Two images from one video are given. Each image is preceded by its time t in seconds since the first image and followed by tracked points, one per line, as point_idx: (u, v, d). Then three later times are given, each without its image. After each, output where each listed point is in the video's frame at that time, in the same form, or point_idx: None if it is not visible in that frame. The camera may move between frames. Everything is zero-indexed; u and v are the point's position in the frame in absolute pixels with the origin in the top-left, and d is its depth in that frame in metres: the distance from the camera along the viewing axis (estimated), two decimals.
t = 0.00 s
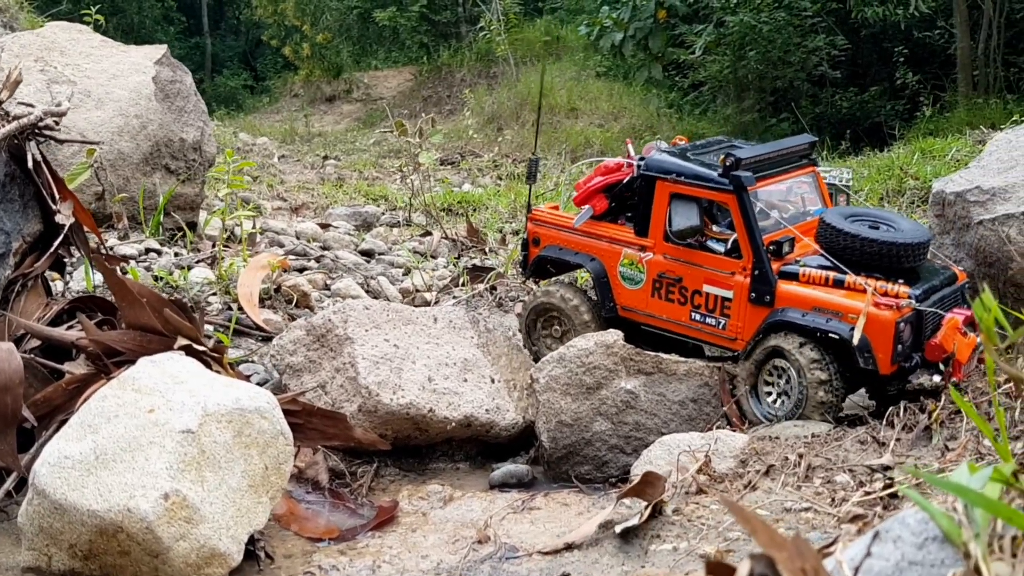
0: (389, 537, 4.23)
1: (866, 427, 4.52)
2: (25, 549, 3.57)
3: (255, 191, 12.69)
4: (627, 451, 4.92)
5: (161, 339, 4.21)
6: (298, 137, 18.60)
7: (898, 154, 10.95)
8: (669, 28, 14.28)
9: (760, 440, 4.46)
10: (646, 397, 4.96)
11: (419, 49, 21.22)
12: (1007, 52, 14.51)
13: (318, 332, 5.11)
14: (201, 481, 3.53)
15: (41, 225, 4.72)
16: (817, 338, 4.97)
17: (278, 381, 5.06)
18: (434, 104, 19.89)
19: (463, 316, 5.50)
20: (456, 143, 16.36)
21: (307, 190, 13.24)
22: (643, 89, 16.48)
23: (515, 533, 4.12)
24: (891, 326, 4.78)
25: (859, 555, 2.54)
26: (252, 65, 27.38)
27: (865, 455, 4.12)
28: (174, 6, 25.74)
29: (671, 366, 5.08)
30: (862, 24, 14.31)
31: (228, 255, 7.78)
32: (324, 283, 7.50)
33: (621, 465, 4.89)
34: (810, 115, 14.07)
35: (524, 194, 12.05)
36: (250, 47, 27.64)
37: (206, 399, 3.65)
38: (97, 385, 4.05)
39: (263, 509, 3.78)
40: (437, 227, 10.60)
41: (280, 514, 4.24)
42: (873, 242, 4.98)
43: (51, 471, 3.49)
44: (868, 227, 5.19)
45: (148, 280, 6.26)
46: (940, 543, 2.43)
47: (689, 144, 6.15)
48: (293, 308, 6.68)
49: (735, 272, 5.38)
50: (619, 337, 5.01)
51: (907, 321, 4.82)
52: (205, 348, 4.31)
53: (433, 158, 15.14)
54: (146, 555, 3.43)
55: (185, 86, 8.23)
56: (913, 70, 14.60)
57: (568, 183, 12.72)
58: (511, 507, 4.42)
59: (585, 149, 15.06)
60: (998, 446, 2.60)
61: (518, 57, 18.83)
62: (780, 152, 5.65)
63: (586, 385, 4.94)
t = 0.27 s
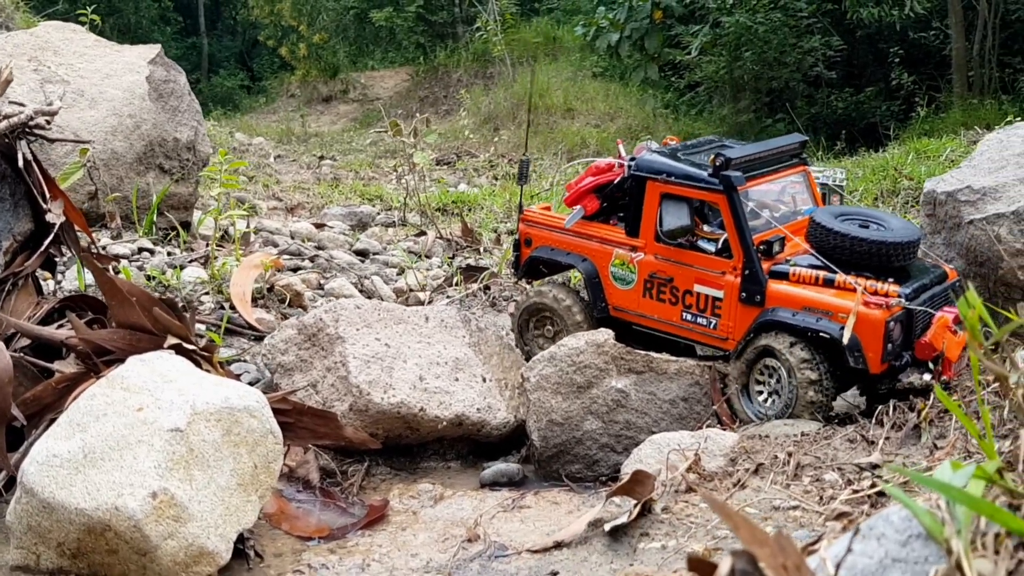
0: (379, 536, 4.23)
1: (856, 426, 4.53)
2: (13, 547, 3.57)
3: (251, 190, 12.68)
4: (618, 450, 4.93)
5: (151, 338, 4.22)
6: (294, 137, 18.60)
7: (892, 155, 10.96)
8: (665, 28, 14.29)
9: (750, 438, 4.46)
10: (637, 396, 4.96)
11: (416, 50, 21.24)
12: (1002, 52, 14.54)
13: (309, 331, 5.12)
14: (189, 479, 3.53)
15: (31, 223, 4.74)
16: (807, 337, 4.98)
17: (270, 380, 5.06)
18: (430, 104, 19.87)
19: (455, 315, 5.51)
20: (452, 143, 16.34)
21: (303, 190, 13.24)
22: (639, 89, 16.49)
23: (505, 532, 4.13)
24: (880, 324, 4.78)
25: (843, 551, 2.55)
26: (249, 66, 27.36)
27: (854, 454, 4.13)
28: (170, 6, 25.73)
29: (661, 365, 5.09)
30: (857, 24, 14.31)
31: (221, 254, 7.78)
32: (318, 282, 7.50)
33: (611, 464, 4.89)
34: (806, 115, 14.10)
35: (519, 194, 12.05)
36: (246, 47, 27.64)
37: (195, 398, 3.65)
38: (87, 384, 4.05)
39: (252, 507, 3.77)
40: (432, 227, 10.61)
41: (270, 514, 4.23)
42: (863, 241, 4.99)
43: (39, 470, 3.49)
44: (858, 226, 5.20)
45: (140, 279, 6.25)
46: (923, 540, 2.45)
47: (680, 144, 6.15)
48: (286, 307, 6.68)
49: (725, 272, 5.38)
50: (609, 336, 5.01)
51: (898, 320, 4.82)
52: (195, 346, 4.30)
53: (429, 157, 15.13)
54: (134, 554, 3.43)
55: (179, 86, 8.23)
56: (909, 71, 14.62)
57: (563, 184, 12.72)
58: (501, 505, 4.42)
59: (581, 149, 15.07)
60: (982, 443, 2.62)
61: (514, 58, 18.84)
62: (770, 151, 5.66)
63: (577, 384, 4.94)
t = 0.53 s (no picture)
0: (371, 536, 4.23)
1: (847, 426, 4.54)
2: (5, 547, 3.57)
3: (247, 190, 12.68)
4: (611, 449, 4.92)
5: (144, 339, 4.21)
6: (292, 137, 18.59)
7: (888, 155, 10.96)
8: (662, 29, 14.30)
9: (742, 439, 4.47)
10: (630, 396, 4.96)
11: (413, 50, 21.24)
12: (998, 53, 14.57)
13: (303, 331, 5.12)
14: (181, 479, 3.53)
15: (25, 224, 4.75)
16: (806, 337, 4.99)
17: (263, 380, 5.06)
18: (428, 104, 19.84)
19: (449, 316, 5.52)
20: (449, 143, 16.32)
21: (300, 190, 13.23)
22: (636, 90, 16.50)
23: (497, 531, 4.13)
24: (880, 322, 4.77)
25: (831, 551, 2.56)
26: (246, 66, 27.34)
27: (845, 454, 4.15)
28: (168, 5, 25.71)
29: (654, 366, 5.08)
30: (854, 26, 14.34)
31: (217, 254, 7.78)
32: (313, 282, 7.49)
33: (604, 464, 4.89)
34: (803, 116, 14.11)
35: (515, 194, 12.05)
36: (244, 47, 27.63)
37: (187, 398, 3.65)
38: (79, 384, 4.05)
39: (244, 508, 3.78)
40: (428, 227, 10.61)
41: (263, 514, 4.24)
42: (861, 236, 5.01)
43: (31, 470, 3.50)
44: (859, 220, 5.21)
45: (135, 279, 6.25)
46: (911, 541, 2.45)
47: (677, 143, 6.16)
48: (281, 307, 6.69)
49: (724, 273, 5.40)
50: (602, 336, 5.01)
51: (898, 316, 4.80)
52: (188, 347, 4.30)
53: (426, 157, 15.12)
54: (125, 554, 3.43)
55: (174, 86, 8.23)
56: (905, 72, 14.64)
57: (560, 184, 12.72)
58: (494, 505, 4.43)
59: (578, 149, 15.06)
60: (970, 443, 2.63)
61: (511, 58, 18.85)
62: (765, 146, 5.65)
63: (570, 384, 4.95)
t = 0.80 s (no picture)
0: (366, 541, 4.23)
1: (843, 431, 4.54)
2: None
3: (244, 191, 12.68)
4: (606, 454, 4.91)
5: (138, 343, 4.21)
6: (289, 138, 18.58)
7: (884, 157, 10.96)
8: (658, 30, 14.29)
9: (737, 443, 4.48)
10: (625, 400, 4.96)
11: (410, 50, 21.23)
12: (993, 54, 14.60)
13: (298, 335, 5.10)
14: (174, 486, 3.53)
15: (18, 228, 4.74)
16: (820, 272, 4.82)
17: (258, 384, 5.05)
18: (425, 104, 19.80)
19: (444, 320, 5.51)
20: (446, 144, 16.30)
21: (296, 191, 13.22)
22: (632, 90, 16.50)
23: (492, 537, 4.13)
24: (893, 248, 4.55)
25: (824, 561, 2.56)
26: (243, 66, 27.32)
27: (839, 460, 4.15)
28: (164, 5, 25.69)
29: (649, 370, 5.06)
30: (849, 26, 14.47)
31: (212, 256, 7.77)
32: (309, 285, 7.49)
33: (599, 469, 4.88)
34: (799, 117, 14.13)
35: (511, 196, 12.04)
36: (241, 47, 27.62)
37: (181, 404, 3.64)
38: (73, 389, 4.05)
39: (238, 514, 3.77)
40: (424, 229, 10.61)
41: (257, 519, 4.24)
42: (880, 180, 4.99)
43: (24, 476, 3.49)
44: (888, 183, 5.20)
45: (130, 283, 6.24)
46: (904, 550, 2.45)
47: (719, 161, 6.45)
48: (276, 310, 6.68)
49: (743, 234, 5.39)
50: (598, 340, 5.00)
51: (916, 246, 4.56)
52: (182, 352, 4.29)
53: (423, 158, 15.11)
54: (118, 561, 3.42)
55: (170, 87, 8.21)
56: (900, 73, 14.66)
57: (556, 186, 12.71)
58: (489, 510, 4.43)
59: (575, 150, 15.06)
60: (964, 452, 2.61)
61: (508, 58, 18.85)
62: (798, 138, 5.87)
63: (565, 388, 4.94)
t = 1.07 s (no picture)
0: (365, 542, 4.23)
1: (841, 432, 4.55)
2: None
3: (242, 192, 12.68)
4: (604, 454, 4.92)
5: (136, 344, 4.22)
6: (287, 139, 18.58)
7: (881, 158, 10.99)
8: (656, 31, 14.31)
9: (735, 444, 4.49)
10: (623, 401, 4.97)
11: (408, 51, 21.25)
12: (989, 55, 14.65)
13: (296, 336, 5.10)
14: (173, 487, 3.53)
15: (17, 229, 4.74)
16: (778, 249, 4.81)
17: (257, 385, 5.04)
18: (423, 105, 19.81)
19: (443, 320, 5.51)
20: (444, 144, 16.29)
21: (295, 192, 13.22)
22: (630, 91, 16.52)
23: (491, 537, 4.14)
24: (842, 214, 4.55)
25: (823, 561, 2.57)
26: (241, 67, 27.31)
27: (836, 461, 4.17)
28: (162, 6, 25.68)
29: (647, 370, 5.08)
30: (847, 28, 14.64)
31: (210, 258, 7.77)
32: (308, 285, 7.48)
33: (597, 469, 4.88)
34: (796, 118, 14.17)
35: (509, 197, 12.05)
36: (239, 48, 27.62)
37: (180, 405, 3.65)
38: (72, 390, 4.05)
39: (237, 515, 3.78)
40: (422, 230, 10.61)
41: (256, 519, 4.24)
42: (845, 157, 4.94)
43: (23, 477, 3.49)
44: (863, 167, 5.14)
45: (128, 284, 6.24)
46: (903, 550, 2.46)
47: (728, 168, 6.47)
48: (275, 311, 6.68)
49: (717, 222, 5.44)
50: (596, 341, 5.02)
51: (868, 214, 4.55)
52: (180, 353, 4.30)
53: (421, 159, 15.11)
54: (117, 562, 3.41)
55: (168, 88, 8.22)
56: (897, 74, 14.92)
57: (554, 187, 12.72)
58: (488, 511, 4.43)
59: (572, 151, 15.06)
60: (962, 452, 2.62)
61: (506, 59, 18.87)
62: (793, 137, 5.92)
63: (564, 389, 4.95)
